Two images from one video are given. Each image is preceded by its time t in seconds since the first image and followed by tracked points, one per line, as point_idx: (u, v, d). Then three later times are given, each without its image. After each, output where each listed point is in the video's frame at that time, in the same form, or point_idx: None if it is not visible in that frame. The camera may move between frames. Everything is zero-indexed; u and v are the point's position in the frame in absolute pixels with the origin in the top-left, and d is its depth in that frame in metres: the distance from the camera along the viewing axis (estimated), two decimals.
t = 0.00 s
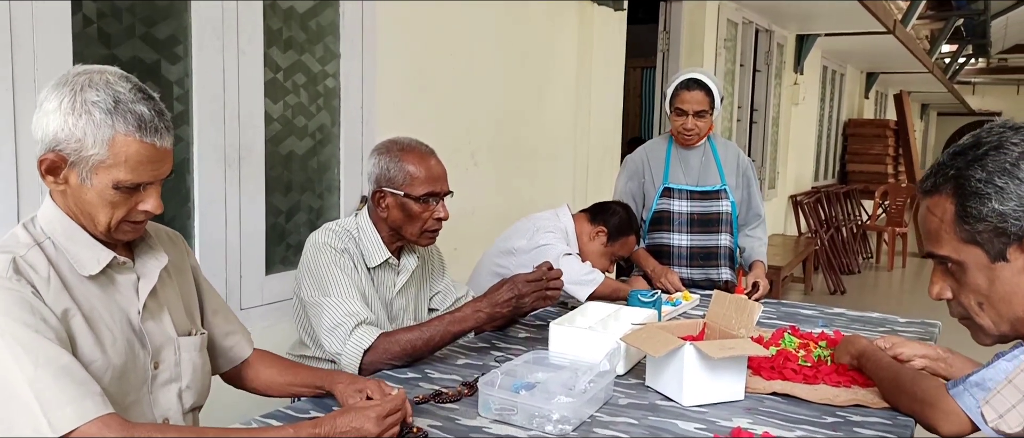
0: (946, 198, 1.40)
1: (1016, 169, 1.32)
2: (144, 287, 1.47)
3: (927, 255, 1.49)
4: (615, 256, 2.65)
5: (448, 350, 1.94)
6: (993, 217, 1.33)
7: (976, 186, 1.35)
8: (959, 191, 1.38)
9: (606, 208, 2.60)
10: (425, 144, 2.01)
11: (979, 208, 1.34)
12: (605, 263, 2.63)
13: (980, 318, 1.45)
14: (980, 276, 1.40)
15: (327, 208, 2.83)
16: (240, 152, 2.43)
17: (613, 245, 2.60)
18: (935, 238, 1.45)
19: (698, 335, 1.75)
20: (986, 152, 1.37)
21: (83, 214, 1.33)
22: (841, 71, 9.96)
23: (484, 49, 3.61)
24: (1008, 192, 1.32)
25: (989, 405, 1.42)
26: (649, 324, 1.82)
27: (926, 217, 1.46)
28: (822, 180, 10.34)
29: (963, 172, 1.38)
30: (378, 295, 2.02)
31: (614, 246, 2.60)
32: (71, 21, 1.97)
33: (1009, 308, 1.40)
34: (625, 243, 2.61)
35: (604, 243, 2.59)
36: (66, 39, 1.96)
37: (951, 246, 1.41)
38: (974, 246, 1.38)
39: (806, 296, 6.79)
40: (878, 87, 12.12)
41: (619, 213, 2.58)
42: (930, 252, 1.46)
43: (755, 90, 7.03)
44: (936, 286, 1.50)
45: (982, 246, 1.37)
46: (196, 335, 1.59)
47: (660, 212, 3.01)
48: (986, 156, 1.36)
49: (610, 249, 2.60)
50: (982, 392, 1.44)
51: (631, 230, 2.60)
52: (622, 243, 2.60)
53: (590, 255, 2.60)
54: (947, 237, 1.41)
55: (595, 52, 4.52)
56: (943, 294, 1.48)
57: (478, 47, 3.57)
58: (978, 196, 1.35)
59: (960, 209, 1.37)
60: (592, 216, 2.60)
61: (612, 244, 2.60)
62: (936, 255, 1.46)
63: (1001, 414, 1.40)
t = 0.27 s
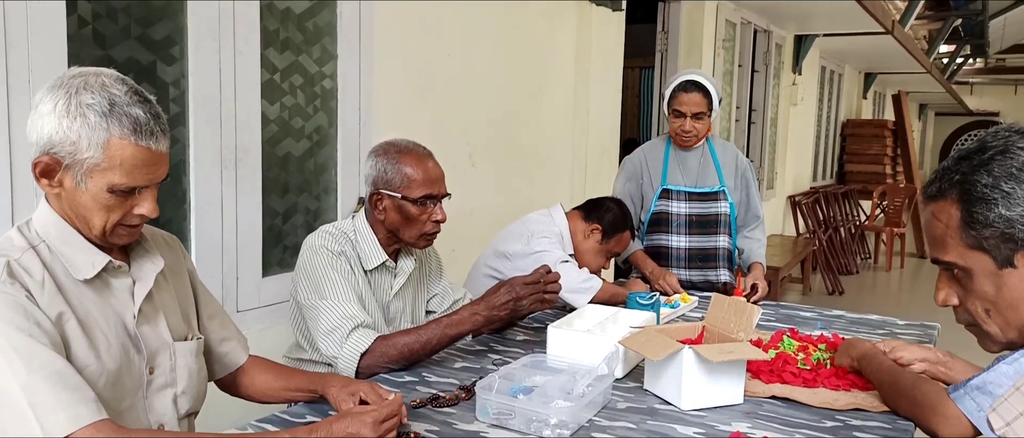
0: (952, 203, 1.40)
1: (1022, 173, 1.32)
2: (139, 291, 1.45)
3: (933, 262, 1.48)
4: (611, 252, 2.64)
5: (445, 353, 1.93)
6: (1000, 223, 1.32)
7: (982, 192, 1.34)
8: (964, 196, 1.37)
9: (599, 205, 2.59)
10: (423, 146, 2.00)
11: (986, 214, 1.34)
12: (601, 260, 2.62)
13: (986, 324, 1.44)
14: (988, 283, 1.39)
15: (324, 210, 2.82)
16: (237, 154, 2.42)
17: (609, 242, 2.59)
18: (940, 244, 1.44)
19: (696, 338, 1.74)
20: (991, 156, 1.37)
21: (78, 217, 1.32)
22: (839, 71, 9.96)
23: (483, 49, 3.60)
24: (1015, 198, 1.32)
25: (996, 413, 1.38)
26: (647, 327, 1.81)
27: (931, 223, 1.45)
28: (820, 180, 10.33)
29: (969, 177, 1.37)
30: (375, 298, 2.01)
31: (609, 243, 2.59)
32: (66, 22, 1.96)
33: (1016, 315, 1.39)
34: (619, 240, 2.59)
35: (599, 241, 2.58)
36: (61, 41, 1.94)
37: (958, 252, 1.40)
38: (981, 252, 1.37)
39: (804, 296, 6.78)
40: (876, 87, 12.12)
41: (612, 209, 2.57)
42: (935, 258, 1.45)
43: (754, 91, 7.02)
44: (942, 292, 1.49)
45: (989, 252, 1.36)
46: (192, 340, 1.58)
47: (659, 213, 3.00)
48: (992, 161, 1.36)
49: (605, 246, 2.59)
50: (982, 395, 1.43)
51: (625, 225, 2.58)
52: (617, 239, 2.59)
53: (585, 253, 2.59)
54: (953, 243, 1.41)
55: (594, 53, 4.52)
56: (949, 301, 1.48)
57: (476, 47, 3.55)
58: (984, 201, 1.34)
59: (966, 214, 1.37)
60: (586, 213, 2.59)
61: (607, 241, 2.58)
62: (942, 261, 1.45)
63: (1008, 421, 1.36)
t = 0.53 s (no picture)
0: (964, 207, 1.42)
1: None
2: (135, 295, 1.44)
3: (944, 266, 1.50)
4: (603, 246, 2.62)
5: (444, 357, 1.92)
6: (1012, 227, 1.34)
7: (994, 195, 1.37)
8: (976, 200, 1.40)
9: (588, 200, 2.57)
10: (421, 148, 1.99)
11: (998, 218, 1.36)
12: (593, 256, 2.61)
13: (998, 330, 1.46)
14: (1000, 289, 1.41)
15: (323, 212, 2.81)
16: (235, 156, 2.41)
17: (599, 237, 2.57)
18: (951, 248, 1.46)
19: (696, 342, 1.73)
20: (1004, 160, 1.39)
21: (73, 222, 1.31)
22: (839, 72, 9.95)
23: (481, 51, 3.59)
24: None
25: (1007, 419, 1.41)
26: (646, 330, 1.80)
27: (943, 226, 1.47)
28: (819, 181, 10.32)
29: (982, 180, 1.39)
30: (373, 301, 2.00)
31: (600, 238, 2.57)
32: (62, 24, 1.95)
33: None
34: (611, 234, 2.58)
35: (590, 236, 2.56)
36: (58, 43, 1.94)
37: (969, 257, 1.43)
38: (992, 256, 1.39)
39: (804, 297, 6.77)
40: (875, 87, 12.11)
41: (601, 203, 2.55)
42: (946, 262, 1.47)
43: (754, 91, 7.01)
44: (953, 297, 1.52)
45: (1000, 256, 1.38)
46: (188, 345, 1.56)
47: (658, 215, 2.99)
48: (1005, 165, 1.38)
49: (596, 242, 2.57)
50: (985, 403, 1.43)
51: (615, 219, 2.56)
52: (608, 233, 2.57)
53: (576, 249, 2.57)
54: (965, 247, 1.43)
55: (592, 54, 4.51)
56: (960, 305, 1.50)
57: (475, 49, 3.54)
58: (996, 205, 1.36)
59: (978, 219, 1.39)
60: (575, 210, 2.57)
61: (598, 236, 2.56)
62: (953, 266, 1.47)
63: (1018, 429, 1.40)
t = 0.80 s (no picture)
0: (974, 209, 1.42)
1: None
2: (137, 296, 1.44)
3: (954, 268, 1.51)
4: (600, 243, 2.62)
5: (445, 358, 1.91)
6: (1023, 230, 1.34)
7: (1004, 198, 1.36)
8: (986, 202, 1.39)
9: (582, 197, 2.56)
10: (422, 149, 1.98)
11: (1008, 221, 1.36)
12: (590, 253, 2.61)
13: (1009, 333, 1.47)
14: (1011, 293, 1.42)
15: (324, 213, 2.80)
16: (236, 157, 2.41)
17: (596, 233, 2.57)
18: (961, 250, 1.47)
19: (699, 343, 1.72)
20: (1014, 161, 1.38)
21: (76, 224, 1.31)
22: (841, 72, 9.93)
23: (483, 51, 3.59)
24: None
25: (1016, 423, 1.43)
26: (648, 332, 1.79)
27: (952, 228, 1.47)
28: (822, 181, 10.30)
29: (992, 182, 1.39)
30: (374, 302, 1.99)
31: (597, 234, 2.57)
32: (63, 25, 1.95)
33: None
34: (607, 230, 2.57)
35: (586, 233, 2.56)
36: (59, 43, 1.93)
37: (979, 260, 1.43)
38: (1003, 259, 1.39)
39: (807, 298, 6.76)
40: (877, 88, 12.08)
41: (596, 199, 2.54)
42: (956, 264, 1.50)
43: (756, 92, 7.00)
44: (963, 299, 1.52)
45: (1011, 260, 1.38)
46: (189, 345, 1.56)
47: (660, 216, 2.99)
48: (1016, 166, 1.37)
49: (593, 238, 2.57)
50: (989, 408, 1.43)
51: (611, 214, 2.55)
52: (604, 229, 2.57)
53: (573, 246, 2.58)
54: (975, 250, 1.43)
55: (594, 55, 4.50)
56: (970, 309, 1.51)
57: (476, 49, 3.54)
58: (1007, 208, 1.36)
59: (989, 221, 1.39)
60: (571, 206, 2.56)
61: (595, 232, 2.56)
62: (963, 268, 1.48)
63: None
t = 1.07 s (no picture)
0: (981, 211, 1.42)
1: None
2: (145, 296, 1.45)
3: (961, 271, 1.51)
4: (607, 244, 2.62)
5: (451, 359, 1.91)
6: None
7: (1011, 200, 1.35)
8: (993, 205, 1.39)
9: (589, 198, 2.56)
10: (427, 150, 1.98)
11: (1015, 224, 1.35)
12: (596, 254, 2.61)
13: (1017, 337, 1.46)
14: (1018, 297, 1.41)
15: (330, 213, 2.81)
16: (242, 158, 2.42)
17: (603, 235, 2.57)
18: (967, 253, 1.46)
19: (704, 344, 1.72)
20: (1021, 164, 1.37)
21: (84, 227, 1.31)
22: (847, 72, 9.90)
23: (488, 52, 3.59)
24: None
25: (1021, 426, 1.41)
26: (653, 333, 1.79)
27: (959, 230, 1.47)
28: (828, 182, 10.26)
29: (999, 185, 1.38)
30: (379, 303, 2.00)
31: (603, 236, 2.57)
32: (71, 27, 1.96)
33: None
34: (613, 232, 2.57)
35: (593, 234, 2.56)
36: (66, 45, 1.95)
37: (985, 262, 1.43)
38: (1009, 263, 1.39)
39: (813, 298, 6.73)
40: (883, 88, 12.04)
41: (603, 200, 2.54)
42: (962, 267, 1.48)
43: (761, 92, 6.98)
44: (969, 302, 1.52)
45: (1017, 263, 1.38)
46: (197, 345, 1.57)
47: (665, 217, 2.99)
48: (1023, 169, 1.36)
49: (600, 240, 2.57)
50: (993, 404, 1.41)
51: (618, 216, 2.56)
52: (611, 231, 2.57)
53: (580, 247, 2.58)
54: (981, 252, 1.43)
55: (599, 55, 4.50)
56: (977, 311, 1.51)
57: (481, 50, 3.54)
58: (1013, 211, 1.35)
59: (995, 224, 1.39)
60: (577, 208, 2.57)
61: (601, 234, 2.56)
62: (969, 271, 1.48)
63: None
